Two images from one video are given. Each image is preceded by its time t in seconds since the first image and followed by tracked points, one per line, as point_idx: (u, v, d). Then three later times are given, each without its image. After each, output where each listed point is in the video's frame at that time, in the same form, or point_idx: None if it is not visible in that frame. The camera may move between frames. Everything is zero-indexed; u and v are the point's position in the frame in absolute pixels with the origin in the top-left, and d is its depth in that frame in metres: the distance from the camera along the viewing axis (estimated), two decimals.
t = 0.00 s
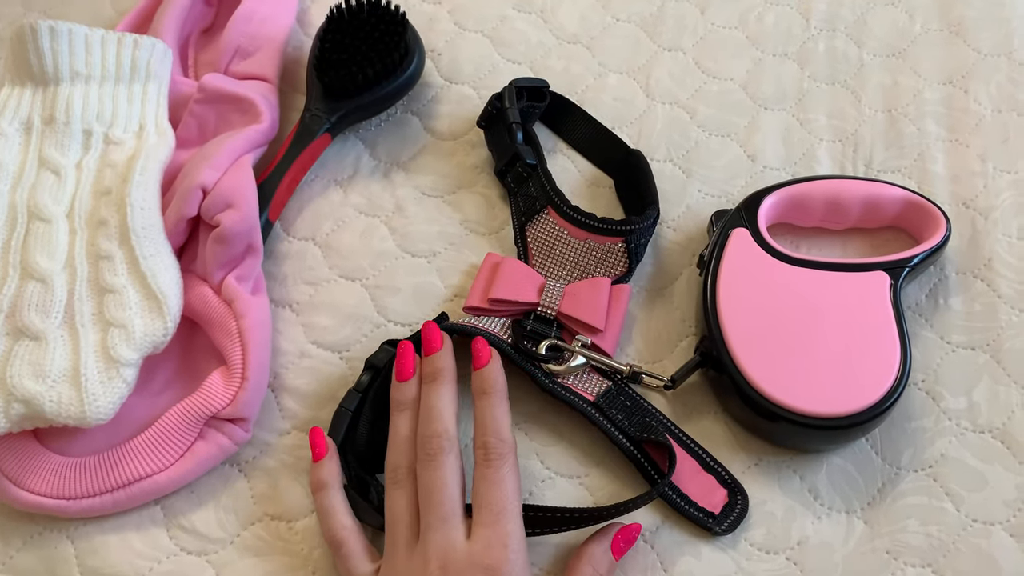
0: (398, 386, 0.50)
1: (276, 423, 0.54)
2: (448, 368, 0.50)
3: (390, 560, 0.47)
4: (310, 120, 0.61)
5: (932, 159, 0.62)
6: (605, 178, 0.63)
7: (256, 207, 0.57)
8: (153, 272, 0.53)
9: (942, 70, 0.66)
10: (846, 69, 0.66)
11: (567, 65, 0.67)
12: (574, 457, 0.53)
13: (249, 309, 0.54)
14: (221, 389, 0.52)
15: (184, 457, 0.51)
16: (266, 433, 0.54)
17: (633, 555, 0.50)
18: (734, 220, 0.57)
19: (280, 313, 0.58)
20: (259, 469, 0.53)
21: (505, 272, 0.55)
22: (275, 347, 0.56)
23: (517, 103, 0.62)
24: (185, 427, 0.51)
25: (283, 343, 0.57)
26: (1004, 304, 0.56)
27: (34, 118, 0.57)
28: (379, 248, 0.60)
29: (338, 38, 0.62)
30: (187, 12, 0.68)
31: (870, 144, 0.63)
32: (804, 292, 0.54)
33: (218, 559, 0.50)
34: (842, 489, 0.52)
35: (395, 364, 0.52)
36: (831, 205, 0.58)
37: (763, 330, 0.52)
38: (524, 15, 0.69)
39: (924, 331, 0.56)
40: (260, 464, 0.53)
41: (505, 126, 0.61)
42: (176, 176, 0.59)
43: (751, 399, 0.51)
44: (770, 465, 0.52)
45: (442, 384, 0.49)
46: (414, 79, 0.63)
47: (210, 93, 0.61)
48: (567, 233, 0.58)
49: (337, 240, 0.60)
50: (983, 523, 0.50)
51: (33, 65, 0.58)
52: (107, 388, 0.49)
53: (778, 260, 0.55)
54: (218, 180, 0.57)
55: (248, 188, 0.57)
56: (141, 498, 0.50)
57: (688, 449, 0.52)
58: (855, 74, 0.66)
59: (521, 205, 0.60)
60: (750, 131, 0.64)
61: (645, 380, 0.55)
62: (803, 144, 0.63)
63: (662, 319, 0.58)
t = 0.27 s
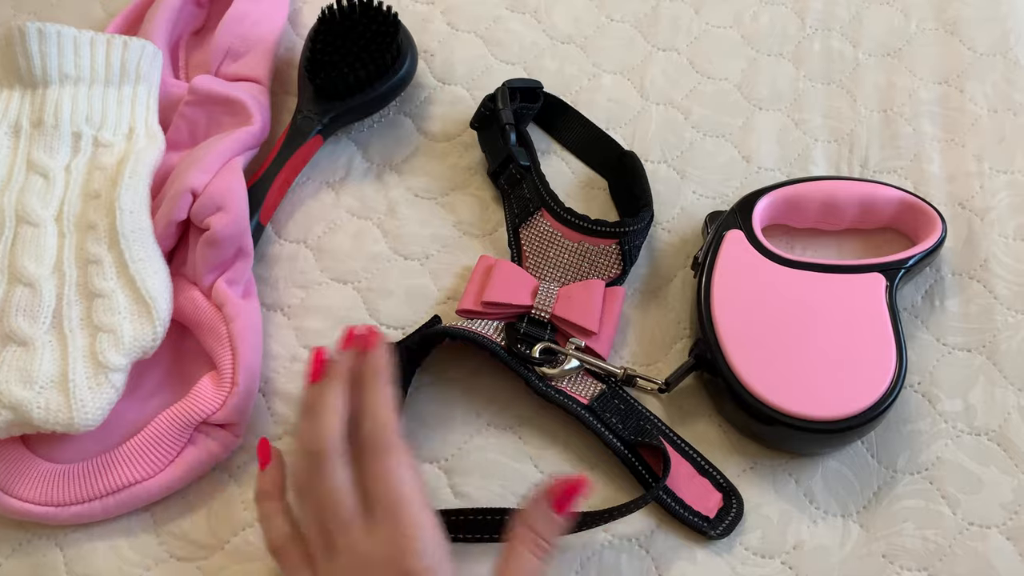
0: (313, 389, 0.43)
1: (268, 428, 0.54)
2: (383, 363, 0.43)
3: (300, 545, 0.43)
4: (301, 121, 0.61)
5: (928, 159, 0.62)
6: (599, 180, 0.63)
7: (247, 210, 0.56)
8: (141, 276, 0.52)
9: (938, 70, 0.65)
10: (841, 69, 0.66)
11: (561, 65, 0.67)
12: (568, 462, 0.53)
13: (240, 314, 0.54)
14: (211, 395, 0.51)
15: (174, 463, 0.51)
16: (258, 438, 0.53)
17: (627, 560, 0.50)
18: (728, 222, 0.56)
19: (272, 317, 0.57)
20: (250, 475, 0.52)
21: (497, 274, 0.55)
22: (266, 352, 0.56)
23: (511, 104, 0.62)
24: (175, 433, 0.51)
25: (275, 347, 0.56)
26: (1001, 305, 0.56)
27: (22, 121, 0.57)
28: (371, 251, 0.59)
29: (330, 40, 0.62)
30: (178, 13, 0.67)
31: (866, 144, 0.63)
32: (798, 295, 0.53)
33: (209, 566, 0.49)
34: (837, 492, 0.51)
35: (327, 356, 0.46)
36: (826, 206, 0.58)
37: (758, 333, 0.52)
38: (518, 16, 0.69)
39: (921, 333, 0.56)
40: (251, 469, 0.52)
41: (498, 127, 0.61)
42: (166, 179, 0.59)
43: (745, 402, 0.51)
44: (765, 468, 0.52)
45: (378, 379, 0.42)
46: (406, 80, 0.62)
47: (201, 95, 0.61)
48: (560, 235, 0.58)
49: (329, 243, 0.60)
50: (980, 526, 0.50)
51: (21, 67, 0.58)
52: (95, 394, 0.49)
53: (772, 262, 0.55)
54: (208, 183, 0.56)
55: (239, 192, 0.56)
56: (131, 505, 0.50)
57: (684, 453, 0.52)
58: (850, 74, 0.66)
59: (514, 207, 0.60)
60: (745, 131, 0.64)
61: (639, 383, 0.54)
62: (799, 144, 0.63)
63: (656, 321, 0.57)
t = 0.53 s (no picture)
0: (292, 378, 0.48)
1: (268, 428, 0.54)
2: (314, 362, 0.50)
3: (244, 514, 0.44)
4: (301, 121, 0.61)
5: (927, 158, 0.62)
6: (599, 181, 0.63)
7: (248, 210, 0.56)
8: (142, 277, 0.52)
9: (936, 69, 0.65)
10: (840, 68, 0.66)
11: (560, 65, 0.67)
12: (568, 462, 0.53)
13: (242, 314, 0.54)
14: (211, 394, 0.51)
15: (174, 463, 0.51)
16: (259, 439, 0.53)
17: (628, 559, 0.50)
18: (728, 221, 0.56)
19: (272, 318, 0.57)
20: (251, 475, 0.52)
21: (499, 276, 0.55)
22: (267, 352, 0.56)
23: (509, 106, 0.62)
24: (176, 433, 0.51)
25: (275, 348, 0.56)
26: (1000, 304, 0.56)
27: (22, 122, 0.57)
28: (371, 251, 0.59)
29: (329, 40, 0.62)
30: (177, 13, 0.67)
31: (865, 143, 0.63)
32: (799, 294, 0.53)
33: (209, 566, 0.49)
34: (838, 491, 0.51)
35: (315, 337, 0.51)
36: (825, 205, 0.58)
37: (758, 332, 0.52)
38: (517, 15, 0.69)
39: (920, 332, 0.56)
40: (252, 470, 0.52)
41: (497, 128, 0.61)
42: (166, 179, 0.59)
43: (746, 402, 0.51)
44: (765, 467, 0.52)
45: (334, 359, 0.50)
46: (405, 80, 0.62)
47: (200, 95, 0.61)
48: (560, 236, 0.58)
49: (329, 243, 0.60)
50: (980, 525, 0.50)
51: (20, 68, 0.58)
52: (96, 395, 0.49)
53: (772, 261, 0.55)
54: (209, 184, 0.56)
55: (240, 192, 0.56)
56: (131, 505, 0.50)
57: (690, 452, 0.52)
58: (849, 73, 0.66)
59: (514, 208, 0.60)
60: (745, 130, 0.64)
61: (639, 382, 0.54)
62: (798, 143, 0.63)
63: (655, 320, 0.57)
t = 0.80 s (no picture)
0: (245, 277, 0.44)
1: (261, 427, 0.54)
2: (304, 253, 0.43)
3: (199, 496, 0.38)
4: (295, 120, 0.61)
5: (920, 156, 0.62)
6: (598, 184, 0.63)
7: (243, 208, 0.56)
8: (135, 275, 0.52)
9: (930, 68, 0.65)
10: (834, 66, 0.66)
11: (554, 63, 0.67)
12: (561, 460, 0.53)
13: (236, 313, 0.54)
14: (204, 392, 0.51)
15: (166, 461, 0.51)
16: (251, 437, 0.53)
17: (622, 558, 0.50)
18: (723, 219, 0.56)
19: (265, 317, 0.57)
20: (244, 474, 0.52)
21: (522, 239, 0.53)
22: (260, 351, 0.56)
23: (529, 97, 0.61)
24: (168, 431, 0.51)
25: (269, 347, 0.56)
26: (993, 302, 0.56)
27: (15, 120, 0.57)
28: (365, 249, 0.59)
29: (322, 38, 0.62)
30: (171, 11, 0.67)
31: (858, 142, 0.63)
32: (794, 291, 0.53)
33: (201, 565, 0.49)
34: (831, 489, 0.51)
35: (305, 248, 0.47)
36: (820, 203, 0.58)
37: (752, 330, 0.52)
38: (512, 14, 0.69)
39: (913, 330, 0.56)
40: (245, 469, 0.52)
41: (513, 108, 0.61)
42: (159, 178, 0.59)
43: (740, 400, 0.51)
44: (759, 465, 0.52)
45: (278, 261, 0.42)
46: (399, 79, 0.62)
47: (194, 94, 0.61)
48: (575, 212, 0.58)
49: (322, 241, 0.60)
50: (973, 522, 0.50)
51: (13, 66, 0.58)
52: (88, 394, 0.49)
53: (766, 259, 0.55)
54: (203, 183, 0.56)
55: (234, 190, 0.56)
56: (122, 503, 0.50)
57: (683, 452, 0.52)
58: (843, 71, 0.66)
59: (523, 181, 0.59)
60: (739, 129, 0.64)
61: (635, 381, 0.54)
62: (792, 141, 0.63)
63: (650, 319, 0.57)
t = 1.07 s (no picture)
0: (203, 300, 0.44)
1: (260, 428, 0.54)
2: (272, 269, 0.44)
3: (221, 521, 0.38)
4: (293, 122, 0.61)
5: (917, 158, 0.62)
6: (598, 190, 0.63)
7: (241, 210, 0.56)
8: (134, 278, 0.52)
9: (927, 70, 0.66)
10: (830, 68, 0.66)
11: (552, 65, 0.67)
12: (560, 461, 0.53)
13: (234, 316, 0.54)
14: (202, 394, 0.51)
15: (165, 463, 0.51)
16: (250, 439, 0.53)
17: (620, 559, 0.50)
18: (719, 221, 0.57)
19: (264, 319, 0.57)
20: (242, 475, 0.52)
21: (523, 250, 0.53)
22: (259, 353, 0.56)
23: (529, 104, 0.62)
24: (166, 434, 0.51)
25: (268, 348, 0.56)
26: (989, 303, 0.57)
27: (14, 123, 0.57)
28: (363, 251, 0.59)
29: (320, 40, 0.62)
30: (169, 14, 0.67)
31: (855, 144, 0.63)
32: (791, 292, 0.54)
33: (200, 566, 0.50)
34: (829, 490, 0.52)
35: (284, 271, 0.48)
36: (817, 204, 0.58)
37: (750, 331, 0.52)
38: (510, 16, 0.69)
39: (910, 331, 0.56)
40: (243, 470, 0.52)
41: (512, 115, 0.61)
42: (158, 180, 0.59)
43: (737, 402, 0.51)
44: (756, 466, 0.53)
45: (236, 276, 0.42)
46: (397, 81, 0.62)
47: (193, 96, 0.61)
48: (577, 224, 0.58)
49: (321, 243, 0.60)
50: (969, 523, 0.50)
51: (12, 69, 0.58)
52: (87, 396, 0.49)
53: (763, 261, 0.55)
54: (202, 185, 0.56)
55: (233, 193, 0.56)
56: (122, 505, 0.50)
57: (686, 458, 0.52)
58: (840, 74, 0.66)
59: (523, 189, 0.59)
60: (736, 131, 0.64)
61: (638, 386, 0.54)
62: (789, 143, 0.63)
63: (648, 321, 0.58)
